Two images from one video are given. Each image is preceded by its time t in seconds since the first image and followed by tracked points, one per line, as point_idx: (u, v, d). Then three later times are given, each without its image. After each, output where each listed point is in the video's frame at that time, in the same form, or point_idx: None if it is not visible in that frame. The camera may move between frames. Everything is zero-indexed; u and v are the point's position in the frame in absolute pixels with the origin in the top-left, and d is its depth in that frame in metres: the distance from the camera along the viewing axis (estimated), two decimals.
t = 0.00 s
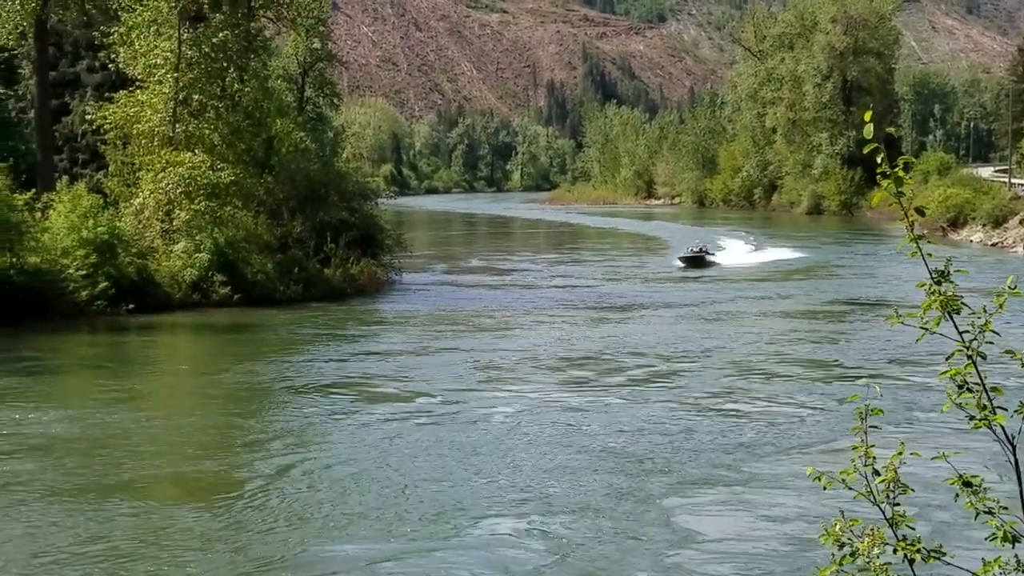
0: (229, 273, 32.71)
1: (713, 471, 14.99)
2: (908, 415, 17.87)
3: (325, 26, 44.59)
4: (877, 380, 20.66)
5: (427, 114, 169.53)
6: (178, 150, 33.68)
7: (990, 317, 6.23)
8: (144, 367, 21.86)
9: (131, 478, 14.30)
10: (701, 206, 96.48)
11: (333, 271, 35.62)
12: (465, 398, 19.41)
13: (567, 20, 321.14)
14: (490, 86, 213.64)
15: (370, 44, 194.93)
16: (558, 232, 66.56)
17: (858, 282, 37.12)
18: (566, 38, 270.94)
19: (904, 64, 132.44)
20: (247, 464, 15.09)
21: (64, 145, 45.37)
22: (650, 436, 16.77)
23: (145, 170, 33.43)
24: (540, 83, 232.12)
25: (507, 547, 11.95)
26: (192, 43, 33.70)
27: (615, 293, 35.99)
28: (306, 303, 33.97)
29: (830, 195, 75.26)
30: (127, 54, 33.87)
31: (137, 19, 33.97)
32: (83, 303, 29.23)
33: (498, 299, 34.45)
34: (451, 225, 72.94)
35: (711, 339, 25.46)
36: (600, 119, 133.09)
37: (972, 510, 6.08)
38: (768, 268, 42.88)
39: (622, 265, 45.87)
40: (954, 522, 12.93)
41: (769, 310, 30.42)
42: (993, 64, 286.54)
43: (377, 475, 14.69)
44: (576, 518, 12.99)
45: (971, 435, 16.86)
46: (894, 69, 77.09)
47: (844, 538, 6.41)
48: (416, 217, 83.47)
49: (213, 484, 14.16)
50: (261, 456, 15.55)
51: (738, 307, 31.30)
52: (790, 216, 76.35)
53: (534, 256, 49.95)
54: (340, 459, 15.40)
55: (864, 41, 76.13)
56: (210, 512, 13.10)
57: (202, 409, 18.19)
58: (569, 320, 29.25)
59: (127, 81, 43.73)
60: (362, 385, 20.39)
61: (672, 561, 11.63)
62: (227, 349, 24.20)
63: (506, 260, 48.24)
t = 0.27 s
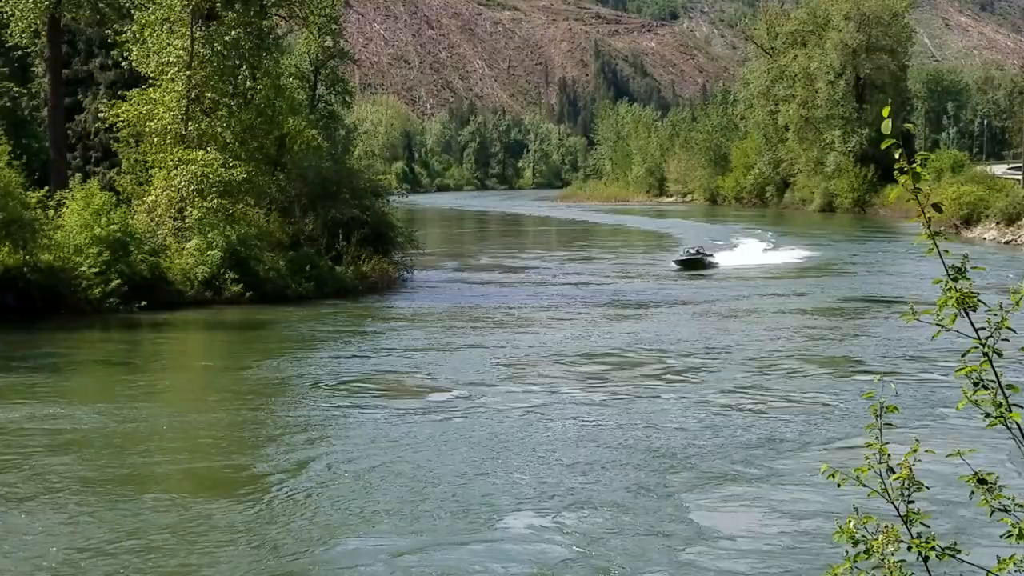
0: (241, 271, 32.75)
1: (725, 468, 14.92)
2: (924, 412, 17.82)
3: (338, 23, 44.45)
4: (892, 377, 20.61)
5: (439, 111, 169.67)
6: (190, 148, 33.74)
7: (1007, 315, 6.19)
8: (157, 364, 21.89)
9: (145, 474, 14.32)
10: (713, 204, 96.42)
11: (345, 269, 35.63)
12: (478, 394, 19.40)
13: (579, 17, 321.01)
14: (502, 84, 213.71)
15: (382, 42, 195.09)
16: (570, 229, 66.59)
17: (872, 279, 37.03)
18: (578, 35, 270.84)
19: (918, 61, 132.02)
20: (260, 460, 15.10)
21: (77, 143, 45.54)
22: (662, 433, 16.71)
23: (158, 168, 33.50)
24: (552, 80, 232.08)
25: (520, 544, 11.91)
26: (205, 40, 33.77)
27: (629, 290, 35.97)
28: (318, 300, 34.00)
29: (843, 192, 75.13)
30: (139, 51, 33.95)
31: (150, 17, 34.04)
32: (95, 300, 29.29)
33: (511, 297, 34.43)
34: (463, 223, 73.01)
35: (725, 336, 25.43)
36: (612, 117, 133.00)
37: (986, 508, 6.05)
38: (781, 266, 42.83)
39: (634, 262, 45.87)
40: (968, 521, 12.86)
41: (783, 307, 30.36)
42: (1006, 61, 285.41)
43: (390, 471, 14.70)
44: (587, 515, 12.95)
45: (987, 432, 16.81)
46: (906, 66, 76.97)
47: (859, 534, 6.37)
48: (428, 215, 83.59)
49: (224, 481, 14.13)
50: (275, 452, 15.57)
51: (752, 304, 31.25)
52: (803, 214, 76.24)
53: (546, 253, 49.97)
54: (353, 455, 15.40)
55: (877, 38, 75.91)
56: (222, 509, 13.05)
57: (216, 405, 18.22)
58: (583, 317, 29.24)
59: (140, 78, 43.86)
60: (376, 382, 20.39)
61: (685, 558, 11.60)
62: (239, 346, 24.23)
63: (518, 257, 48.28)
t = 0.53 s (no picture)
0: (264, 267, 32.84)
1: (752, 463, 14.82)
2: (952, 407, 17.70)
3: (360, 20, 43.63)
4: (920, 371, 20.47)
5: (461, 107, 169.70)
6: (213, 145, 33.85)
7: None
8: (182, 360, 21.97)
9: (170, 468, 14.34)
10: (736, 199, 96.11)
11: (367, 266, 35.68)
12: (504, 389, 19.38)
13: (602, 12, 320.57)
14: (524, 80, 213.61)
15: (404, 38, 195.30)
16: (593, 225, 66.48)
17: (898, 275, 36.84)
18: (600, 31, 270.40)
19: (943, 56, 131.15)
20: (284, 455, 15.11)
21: (101, 140, 45.80)
22: (689, 428, 16.63)
23: (181, 165, 33.61)
24: (574, 76, 231.86)
25: (550, 538, 11.86)
26: (228, 37, 33.86)
27: (653, 286, 35.89)
28: (340, 297, 34.07)
29: (867, 187, 74.80)
30: (163, 49, 34.08)
31: (174, 14, 34.15)
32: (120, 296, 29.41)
33: (534, 293, 34.40)
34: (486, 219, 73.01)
35: (751, 331, 25.33)
36: (635, 112, 132.74)
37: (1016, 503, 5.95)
38: (806, 261, 42.68)
39: (658, 258, 45.82)
40: (998, 516, 12.72)
41: (809, 302, 30.22)
42: None
43: (414, 465, 14.67)
44: (615, 509, 12.87)
45: (1017, 427, 16.67)
46: (931, 60, 76.68)
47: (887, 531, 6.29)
48: (450, 211, 83.65)
49: (250, 476, 14.14)
50: (300, 447, 15.57)
51: (777, 299, 31.14)
52: (826, 209, 75.95)
53: (569, 249, 49.94)
54: (377, 450, 15.39)
55: (901, 33, 75.44)
56: (251, 502, 13.09)
57: (241, 400, 18.26)
58: (608, 312, 29.19)
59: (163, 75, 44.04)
60: (400, 377, 20.38)
61: (713, 553, 11.53)
62: (263, 342, 24.28)
63: (541, 253, 48.29)
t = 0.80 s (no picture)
0: (289, 259, 32.90)
1: (782, 454, 14.69)
2: (985, 399, 17.51)
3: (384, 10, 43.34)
4: (951, 363, 20.28)
5: (486, 99, 169.50)
6: (239, 136, 33.92)
7: None
8: (208, 351, 22.04)
9: (198, 457, 14.36)
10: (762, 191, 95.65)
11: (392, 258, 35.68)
12: (532, 380, 19.32)
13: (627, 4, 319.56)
14: (549, 72, 213.20)
15: (430, 30, 195.19)
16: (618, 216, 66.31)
17: (927, 266, 36.59)
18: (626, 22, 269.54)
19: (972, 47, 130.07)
20: (311, 446, 15.11)
21: (127, 132, 46.04)
22: (718, 419, 16.51)
23: (207, 157, 33.70)
24: (600, 68, 231.30)
25: (580, 528, 11.80)
26: (254, 29, 33.91)
27: (680, 278, 35.74)
28: (366, 288, 34.10)
29: (895, 179, 74.35)
30: (189, 40, 34.16)
31: (200, 6, 34.22)
32: (146, 287, 29.53)
33: (561, 284, 34.32)
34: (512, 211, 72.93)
35: (780, 322, 25.19)
36: (661, 104, 132.26)
37: None
38: (834, 252, 42.43)
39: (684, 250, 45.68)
40: None
41: (838, 294, 30.01)
42: None
43: (441, 456, 14.64)
44: (645, 500, 12.79)
45: None
46: (959, 50, 76.34)
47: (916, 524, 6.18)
48: (475, 203, 83.56)
49: (277, 466, 14.15)
50: (327, 437, 15.58)
51: (805, 290, 30.96)
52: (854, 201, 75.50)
53: (594, 241, 49.84)
54: (404, 441, 15.36)
55: (930, 23, 74.78)
56: (279, 490, 13.12)
57: (267, 390, 18.29)
58: (635, 304, 29.09)
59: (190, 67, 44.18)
60: (426, 368, 20.36)
61: (743, 544, 11.43)
62: (289, 334, 24.33)
63: (566, 245, 48.21)
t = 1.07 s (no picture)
0: (309, 256, 32.95)
1: (806, 451, 14.56)
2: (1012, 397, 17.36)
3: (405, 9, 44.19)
4: (977, 361, 20.13)
5: (506, 96, 169.27)
6: (259, 133, 33.99)
7: None
8: (229, 346, 22.09)
9: (220, 450, 14.39)
10: (783, 188, 95.25)
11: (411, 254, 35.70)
12: (555, 376, 19.28)
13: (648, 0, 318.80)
14: (570, 69, 212.84)
15: (450, 27, 195.05)
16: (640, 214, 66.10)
17: (951, 263, 36.36)
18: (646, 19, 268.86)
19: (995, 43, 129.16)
20: (333, 440, 15.11)
21: (148, 128, 46.22)
22: (744, 416, 16.42)
23: (228, 153, 33.79)
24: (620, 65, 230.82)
25: (604, 523, 11.75)
26: (275, 26, 33.97)
27: (702, 275, 35.63)
28: (385, 285, 34.13)
29: (918, 175, 73.92)
30: (210, 37, 34.27)
31: (221, 3, 34.30)
32: (167, 283, 29.62)
33: (583, 281, 34.26)
34: (532, 208, 72.82)
35: (804, 319, 25.06)
36: (682, 100, 131.87)
37: None
38: (856, 250, 42.21)
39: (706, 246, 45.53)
40: None
41: (861, 291, 29.85)
42: None
43: (464, 450, 14.61)
44: (671, 495, 12.72)
45: None
46: (982, 46, 75.79)
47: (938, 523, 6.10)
48: (496, 200, 83.50)
49: (299, 460, 14.16)
50: (349, 431, 15.58)
51: (828, 287, 30.80)
52: (875, 198, 75.07)
53: (615, 238, 49.71)
54: (426, 435, 15.33)
55: (953, 19, 74.27)
56: (303, 484, 13.13)
57: (288, 385, 18.30)
58: (658, 300, 29.01)
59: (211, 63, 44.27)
60: (447, 364, 20.34)
61: (768, 540, 11.35)
62: (310, 330, 24.37)
63: (588, 242, 48.10)
